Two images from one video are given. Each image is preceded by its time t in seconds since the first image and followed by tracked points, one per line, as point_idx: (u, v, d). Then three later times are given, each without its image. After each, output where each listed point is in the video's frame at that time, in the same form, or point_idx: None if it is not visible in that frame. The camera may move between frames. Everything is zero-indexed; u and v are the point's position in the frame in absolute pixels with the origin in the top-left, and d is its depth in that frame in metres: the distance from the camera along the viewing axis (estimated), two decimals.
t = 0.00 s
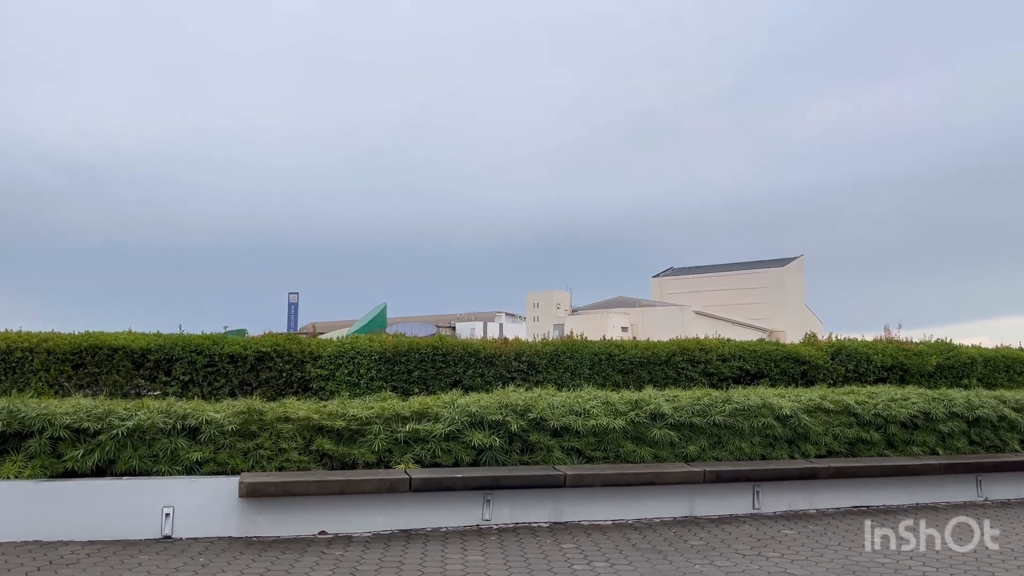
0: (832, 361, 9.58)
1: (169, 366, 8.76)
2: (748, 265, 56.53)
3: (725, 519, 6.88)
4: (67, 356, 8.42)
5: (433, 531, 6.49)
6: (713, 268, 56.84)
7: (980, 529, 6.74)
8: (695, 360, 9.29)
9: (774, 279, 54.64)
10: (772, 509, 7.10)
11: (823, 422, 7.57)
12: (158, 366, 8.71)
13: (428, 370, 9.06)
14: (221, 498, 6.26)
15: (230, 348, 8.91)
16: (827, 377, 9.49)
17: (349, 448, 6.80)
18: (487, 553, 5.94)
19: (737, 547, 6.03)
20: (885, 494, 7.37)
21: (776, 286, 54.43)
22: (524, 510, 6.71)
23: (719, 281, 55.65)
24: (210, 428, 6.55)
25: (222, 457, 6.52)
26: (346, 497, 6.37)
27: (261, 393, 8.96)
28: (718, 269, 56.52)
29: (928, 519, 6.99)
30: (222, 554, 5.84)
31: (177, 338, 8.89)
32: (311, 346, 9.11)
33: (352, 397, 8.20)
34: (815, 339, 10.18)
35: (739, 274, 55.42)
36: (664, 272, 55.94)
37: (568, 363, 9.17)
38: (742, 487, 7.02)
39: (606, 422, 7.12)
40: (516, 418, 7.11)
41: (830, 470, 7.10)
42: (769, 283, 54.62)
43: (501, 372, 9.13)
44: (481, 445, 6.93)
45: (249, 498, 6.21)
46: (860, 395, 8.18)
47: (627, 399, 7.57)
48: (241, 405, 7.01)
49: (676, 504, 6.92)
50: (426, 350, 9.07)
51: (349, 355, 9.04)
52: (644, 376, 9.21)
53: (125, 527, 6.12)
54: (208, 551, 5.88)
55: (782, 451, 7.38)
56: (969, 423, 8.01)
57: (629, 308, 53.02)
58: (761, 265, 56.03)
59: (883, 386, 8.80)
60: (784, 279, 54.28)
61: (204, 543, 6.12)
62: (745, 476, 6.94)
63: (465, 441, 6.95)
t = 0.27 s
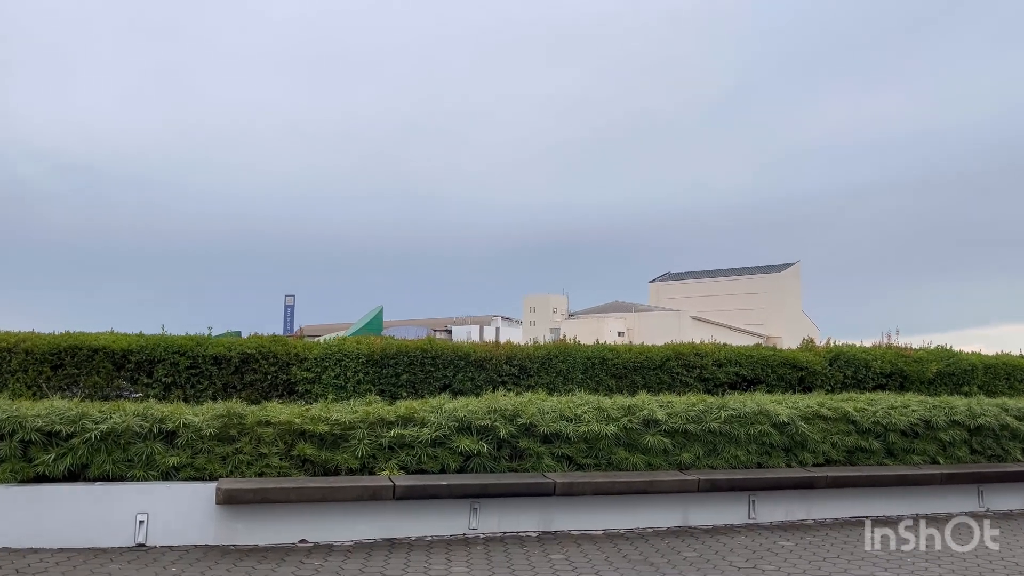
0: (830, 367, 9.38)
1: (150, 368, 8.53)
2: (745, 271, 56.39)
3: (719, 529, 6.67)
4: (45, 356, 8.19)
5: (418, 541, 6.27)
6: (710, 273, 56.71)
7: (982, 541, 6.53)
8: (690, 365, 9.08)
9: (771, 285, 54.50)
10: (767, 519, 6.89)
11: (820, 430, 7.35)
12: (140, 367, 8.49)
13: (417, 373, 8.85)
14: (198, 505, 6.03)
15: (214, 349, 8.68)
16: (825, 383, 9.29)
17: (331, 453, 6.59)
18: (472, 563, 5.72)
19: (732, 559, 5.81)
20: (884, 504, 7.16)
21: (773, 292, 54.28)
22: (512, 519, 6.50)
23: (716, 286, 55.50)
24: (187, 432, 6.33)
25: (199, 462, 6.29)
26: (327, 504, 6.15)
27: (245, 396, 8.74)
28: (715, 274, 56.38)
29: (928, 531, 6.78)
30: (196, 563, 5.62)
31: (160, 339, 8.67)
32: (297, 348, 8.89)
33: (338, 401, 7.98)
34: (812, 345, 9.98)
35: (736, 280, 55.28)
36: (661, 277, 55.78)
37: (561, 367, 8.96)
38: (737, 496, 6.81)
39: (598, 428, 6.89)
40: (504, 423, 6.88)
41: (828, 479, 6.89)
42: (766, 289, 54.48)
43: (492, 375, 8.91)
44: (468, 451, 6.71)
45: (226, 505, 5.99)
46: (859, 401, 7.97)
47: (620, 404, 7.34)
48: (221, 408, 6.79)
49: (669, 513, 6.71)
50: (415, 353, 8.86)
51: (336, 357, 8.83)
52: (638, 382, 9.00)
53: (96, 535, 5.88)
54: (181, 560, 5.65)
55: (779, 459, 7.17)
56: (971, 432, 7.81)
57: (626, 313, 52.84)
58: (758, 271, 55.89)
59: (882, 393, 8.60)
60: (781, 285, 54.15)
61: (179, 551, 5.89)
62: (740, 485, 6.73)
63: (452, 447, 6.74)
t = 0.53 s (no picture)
0: (827, 373, 9.18)
1: (131, 369, 8.31)
2: (742, 276, 56.26)
3: (713, 540, 6.46)
4: (22, 356, 7.96)
5: (401, 550, 6.06)
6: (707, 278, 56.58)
7: (983, 553, 6.32)
8: (684, 370, 8.88)
9: (768, 290, 54.36)
10: (763, 529, 6.68)
11: (818, 438, 7.14)
12: (120, 368, 8.27)
13: (405, 376, 8.64)
14: (172, 512, 5.82)
15: (197, 350, 8.46)
16: (822, 390, 9.09)
17: (313, 459, 6.38)
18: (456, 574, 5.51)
19: (725, 571, 5.59)
20: (882, 514, 6.96)
21: (770, 298, 54.15)
22: (499, 529, 6.29)
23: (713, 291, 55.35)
24: (163, 436, 6.11)
25: (175, 467, 6.08)
26: (307, 513, 5.95)
27: (228, 399, 8.52)
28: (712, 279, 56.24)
29: (928, 541, 6.58)
30: (168, 572, 5.40)
31: (141, 340, 8.45)
32: (283, 350, 8.68)
33: (322, 405, 7.77)
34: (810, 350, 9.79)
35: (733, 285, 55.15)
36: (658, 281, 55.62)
37: (552, 371, 8.74)
38: (731, 506, 6.60)
39: (589, 434, 6.67)
40: (492, 429, 6.66)
41: (826, 488, 6.70)
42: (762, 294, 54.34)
43: (482, 380, 8.70)
44: (455, 458, 6.50)
45: (202, 513, 5.77)
46: (858, 409, 7.76)
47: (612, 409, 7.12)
48: (199, 411, 6.57)
49: (662, 523, 6.50)
50: (403, 356, 8.65)
51: (322, 360, 8.62)
52: (632, 387, 8.80)
53: (65, 543, 5.66)
54: (153, 570, 5.43)
55: (775, 468, 6.96)
56: (971, 441, 7.61)
57: (623, 317, 52.66)
58: (755, 276, 55.76)
59: (880, 400, 8.41)
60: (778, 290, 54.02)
61: (151, 560, 5.67)
62: (735, 494, 6.53)
63: (438, 453, 6.53)
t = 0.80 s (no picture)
0: (823, 376, 8.98)
1: (108, 366, 8.06)
2: (737, 280, 56.16)
3: (705, 546, 6.25)
4: None
5: (381, 555, 5.84)
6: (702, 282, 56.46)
7: (984, 559, 6.12)
8: (677, 371, 8.68)
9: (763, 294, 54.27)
10: (757, 535, 6.48)
11: (814, 441, 6.93)
12: (97, 365, 8.02)
13: (392, 376, 8.42)
14: (143, 514, 5.58)
15: (177, 347, 8.22)
16: (818, 393, 8.90)
17: (291, 460, 6.15)
18: None
19: None
20: (880, 520, 6.76)
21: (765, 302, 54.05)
22: (484, 534, 6.07)
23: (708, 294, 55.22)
24: (135, 435, 5.88)
25: (147, 467, 5.85)
26: (283, 516, 5.73)
27: (209, 397, 8.29)
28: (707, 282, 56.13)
29: (927, 548, 6.38)
30: None
31: (120, 336, 8.21)
32: (266, 348, 8.45)
33: (305, 404, 7.54)
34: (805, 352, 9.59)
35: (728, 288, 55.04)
36: (653, 284, 55.48)
37: (543, 371, 8.52)
38: (725, 511, 6.40)
39: (578, 436, 6.45)
40: (478, 430, 6.44)
41: (822, 493, 6.50)
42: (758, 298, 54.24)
43: (470, 379, 8.47)
44: (439, 460, 6.27)
45: (174, 516, 5.55)
46: (855, 411, 7.56)
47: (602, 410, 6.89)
48: (175, 409, 6.34)
49: (653, 528, 6.29)
50: (390, 355, 8.43)
51: (306, 358, 8.40)
52: (623, 388, 8.60)
53: (30, 545, 5.41)
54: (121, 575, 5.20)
55: (769, 472, 6.75)
56: (970, 446, 7.42)
57: (617, 320, 52.48)
58: (751, 280, 55.67)
59: (878, 403, 8.21)
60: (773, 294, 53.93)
61: (120, 565, 5.43)
62: (728, 499, 6.33)
63: (422, 455, 6.31)
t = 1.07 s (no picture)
0: (816, 379, 8.80)
1: (80, 365, 7.79)
2: (730, 282, 56.11)
3: (693, 554, 6.05)
4: None
5: (357, 563, 5.61)
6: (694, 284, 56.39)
7: (979, 567, 5.94)
8: (667, 374, 8.48)
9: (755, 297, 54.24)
10: (747, 543, 6.28)
11: (806, 447, 6.74)
12: (68, 364, 7.75)
13: (374, 377, 8.19)
14: (106, 520, 5.34)
15: (151, 346, 7.96)
16: (810, 397, 8.71)
17: (265, 463, 5.92)
18: None
19: None
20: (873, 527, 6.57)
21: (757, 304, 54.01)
22: (465, 541, 5.85)
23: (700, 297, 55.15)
24: (101, 437, 5.64)
25: (113, 471, 5.60)
26: (254, 523, 5.51)
27: (185, 398, 8.04)
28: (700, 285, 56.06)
29: (921, 556, 6.19)
30: None
31: (92, 334, 7.94)
32: (244, 347, 8.21)
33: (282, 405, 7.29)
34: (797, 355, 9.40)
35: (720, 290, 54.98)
36: (645, 285, 55.37)
37: (529, 373, 8.29)
38: (714, 518, 6.20)
39: (564, 440, 6.23)
40: (460, 434, 6.21)
41: (814, 500, 6.31)
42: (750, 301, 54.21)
43: (454, 381, 8.25)
44: (419, 464, 6.05)
45: (139, 522, 5.31)
46: (848, 415, 7.37)
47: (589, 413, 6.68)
48: (144, 409, 6.10)
49: (640, 535, 6.08)
50: (372, 355, 8.20)
51: (285, 358, 8.16)
52: (612, 391, 8.39)
53: None
54: None
55: (760, 478, 6.56)
56: (965, 452, 7.24)
57: (610, 321, 52.32)
58: (743, 283, 55.64)
59: (871, 408, 8.03)
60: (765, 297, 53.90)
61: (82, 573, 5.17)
62: (717, 505, 6.13)
63: (401, 459, 6.08)
